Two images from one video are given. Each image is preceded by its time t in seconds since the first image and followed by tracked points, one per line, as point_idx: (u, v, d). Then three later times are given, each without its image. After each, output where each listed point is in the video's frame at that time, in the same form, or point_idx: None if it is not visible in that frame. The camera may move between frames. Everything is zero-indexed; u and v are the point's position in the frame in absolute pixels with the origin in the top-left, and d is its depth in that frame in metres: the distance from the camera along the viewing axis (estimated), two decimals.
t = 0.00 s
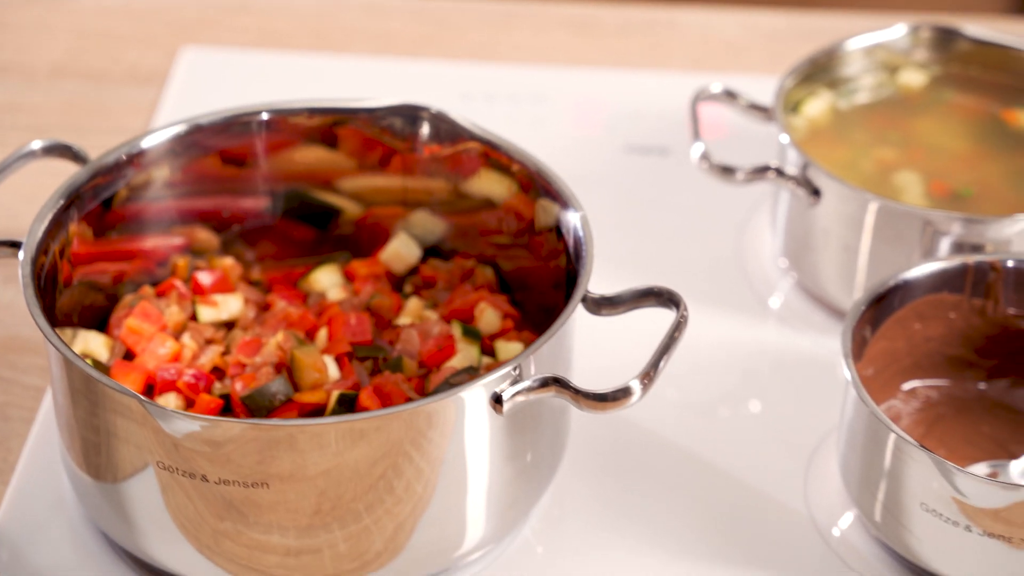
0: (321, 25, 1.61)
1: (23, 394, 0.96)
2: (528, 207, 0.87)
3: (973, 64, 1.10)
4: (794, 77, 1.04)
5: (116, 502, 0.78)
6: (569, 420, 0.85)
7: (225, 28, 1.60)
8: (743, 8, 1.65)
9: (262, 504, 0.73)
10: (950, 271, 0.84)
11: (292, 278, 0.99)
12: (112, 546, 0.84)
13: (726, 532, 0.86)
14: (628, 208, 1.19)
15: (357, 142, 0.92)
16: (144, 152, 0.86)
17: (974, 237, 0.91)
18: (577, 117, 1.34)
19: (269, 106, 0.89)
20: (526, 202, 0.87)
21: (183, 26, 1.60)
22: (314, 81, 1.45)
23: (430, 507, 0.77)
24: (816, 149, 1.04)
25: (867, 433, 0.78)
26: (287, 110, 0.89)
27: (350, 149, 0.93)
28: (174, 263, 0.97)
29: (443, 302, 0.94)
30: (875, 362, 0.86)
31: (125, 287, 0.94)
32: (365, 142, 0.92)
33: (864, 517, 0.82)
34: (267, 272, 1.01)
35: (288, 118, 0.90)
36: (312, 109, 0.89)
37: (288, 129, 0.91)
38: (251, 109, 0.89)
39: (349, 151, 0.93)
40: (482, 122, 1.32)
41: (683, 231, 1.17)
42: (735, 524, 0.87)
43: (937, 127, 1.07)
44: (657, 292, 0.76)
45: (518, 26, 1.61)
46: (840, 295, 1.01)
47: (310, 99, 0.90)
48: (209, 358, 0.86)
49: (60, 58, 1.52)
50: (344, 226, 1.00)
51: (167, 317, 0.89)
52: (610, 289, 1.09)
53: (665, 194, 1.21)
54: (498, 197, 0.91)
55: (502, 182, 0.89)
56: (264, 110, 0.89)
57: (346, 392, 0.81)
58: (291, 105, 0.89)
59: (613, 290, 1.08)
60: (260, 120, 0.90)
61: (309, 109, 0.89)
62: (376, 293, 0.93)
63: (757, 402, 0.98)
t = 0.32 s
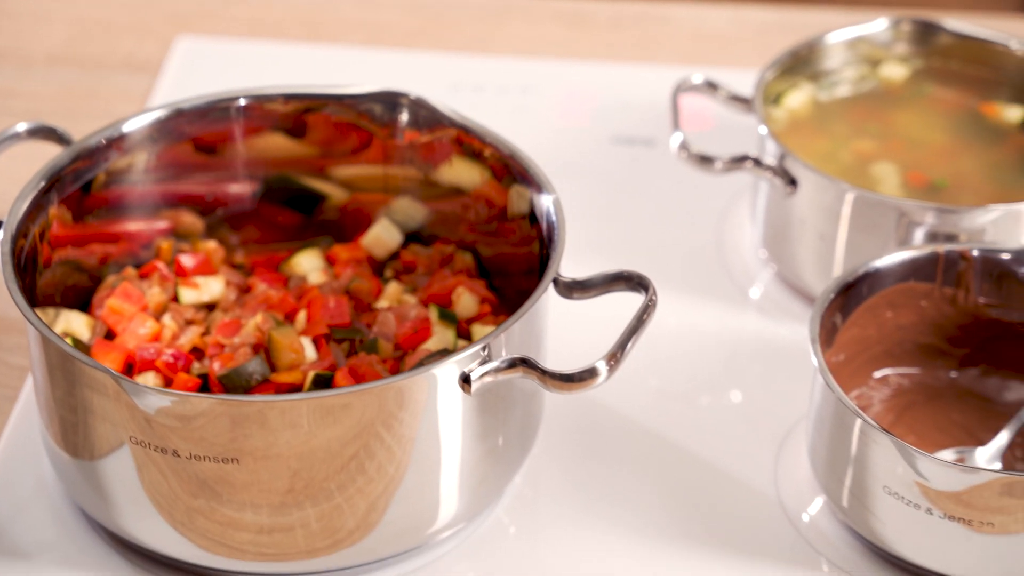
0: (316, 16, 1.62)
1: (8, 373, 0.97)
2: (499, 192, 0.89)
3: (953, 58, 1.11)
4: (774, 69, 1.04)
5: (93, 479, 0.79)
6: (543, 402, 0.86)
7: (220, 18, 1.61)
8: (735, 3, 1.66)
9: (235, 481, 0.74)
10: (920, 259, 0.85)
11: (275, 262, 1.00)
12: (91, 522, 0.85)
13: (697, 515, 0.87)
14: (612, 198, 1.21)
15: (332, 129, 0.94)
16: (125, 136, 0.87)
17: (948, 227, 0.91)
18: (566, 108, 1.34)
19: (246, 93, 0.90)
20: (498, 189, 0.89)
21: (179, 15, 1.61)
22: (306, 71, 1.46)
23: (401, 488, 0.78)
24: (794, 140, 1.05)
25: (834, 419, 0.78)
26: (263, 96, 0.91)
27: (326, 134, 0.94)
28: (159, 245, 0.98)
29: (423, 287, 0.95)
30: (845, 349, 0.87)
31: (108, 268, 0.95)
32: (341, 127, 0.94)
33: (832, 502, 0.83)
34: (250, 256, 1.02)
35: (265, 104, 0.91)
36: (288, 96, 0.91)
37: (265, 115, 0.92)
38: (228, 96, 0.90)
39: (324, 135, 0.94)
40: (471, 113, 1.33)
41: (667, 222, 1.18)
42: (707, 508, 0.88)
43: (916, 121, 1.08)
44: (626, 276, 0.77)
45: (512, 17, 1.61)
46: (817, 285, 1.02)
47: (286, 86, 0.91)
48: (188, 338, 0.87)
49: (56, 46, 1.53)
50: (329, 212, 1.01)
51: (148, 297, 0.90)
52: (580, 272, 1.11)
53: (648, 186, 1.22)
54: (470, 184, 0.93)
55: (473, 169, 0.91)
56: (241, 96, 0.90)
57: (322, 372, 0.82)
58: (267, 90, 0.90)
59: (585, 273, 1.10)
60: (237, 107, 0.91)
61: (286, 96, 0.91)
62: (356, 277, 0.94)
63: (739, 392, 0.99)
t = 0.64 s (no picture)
0: (310, 9, 1.62)
1: None
2: (473, 181, 0.91)
3: (935, 53, 1.12)
4: (754, 64, 1.06)
5: (70, 458, 0.80)
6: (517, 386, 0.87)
7: (216, 11, 1.62)
8: None
9: (208, 461, 0.76)
10: (890, 250, 0.86)
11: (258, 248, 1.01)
12: (69, 500, 0.86)
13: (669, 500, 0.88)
14: (596, 190, 1.21)
15: (302, 118, 0.95)
16: (106, 122, 0.88)
17: (922, 218, 0.93)
18: (554, 101, 1.35)
19: (223, 80, 0.91)
20: (471, 179, 0.91)
21: (175, 8, 1.62)
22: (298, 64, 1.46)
23: (374, 472, 0.79)
24: (773, 132, 1.06)
25: (801, 407, 0.79)
26: (240, 84, 0.92)
27: (296, 122, 0.96)
28: (143, 230, 0.99)
29: (402, 273, 0.96)
30: (817, 338, 0.88)
31: (92, 252, 0.96)
32: (309, 115, 0.95)
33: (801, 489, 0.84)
34: (234, 242, 1.03)
35: (241, 91, 0.93)
36: (264, 83, 0.92)
37: (241, 102, 0.93)
38: (206, 83, 0.91)
39: (296, 124, 0.96)
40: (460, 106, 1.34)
41: (651, 214, 1.18)
42: (680, 493, 0.89)
43: (896, 116, 1.09)
44: (596, 262, 0.78)
45: (504, 12, 1.62)
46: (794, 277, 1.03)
47: (262, 74, 0.92)
48: (168, 321, 0.88)
49: (52, 36, 1.55)
50: (313, 200, 1.02)
51: (129, 280, 0.91)
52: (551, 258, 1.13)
53: (633, 179, 1.23)
54: (440, 173, 0.95)
55: (445, 158, 0.93)
56: (219, 84, 0.92)
57: (298, 355, 0.84)
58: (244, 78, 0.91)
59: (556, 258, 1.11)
60: (215, 94, 0.92)
61: (262, 83, 0.92)
62: (336, 262, 0.96)
63: (721, 384, 0.99)
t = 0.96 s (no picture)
0: (303, 4, 1.63)
1: None
2: (446, 172, 0.93)
3: (915, 51, 1.13)
4: (734, 60, 1.07)
5: (48, 440, 0.81)
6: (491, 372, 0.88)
7: (210, 6, 1.62)
8: None
9: (183, 446, 0.77)
10: (862, 243, 0.87)
11: (241, 237, 1.02)
12: (48, 482, 0.87)
13: (644, 488, 0.89)
14: (580, 184, 1.22)
15: (274, 110, 0.97)
16: (88, 110, 0.89)
17: (896, 213, 0.94)
18: (541, 97, 1.36)
19: (202, 71, 0.93)
20: (444, 170, 0.93)
21: (169, 3, 1.63)
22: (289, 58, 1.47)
23: (348, 458, 0.80)
24: (752, 128, 1.07)
25: (770, 396, 0.80)
26: (218, 74, 0.93)
27: (267, 112, 0.97)
28: (127, 218, 1.00)
29: (382, 263, 0.97)
30: (788, 329, 0.89)
31: (76, 239, 0.98)
32: (281, 107, 0.96)
33: (770, 479, 0.84)
34: (217, 231, 1.04)
35: (219, 82, 0.94)
36: (241, 74, 0.93)
37: (219, 92, 0.95)
38: (185, 73, 0.93)
39: (265, 116, 0.97)
40: (449, 102, 1.35)
41: (633, 208, 1.19)
42: (655, 481, 0.90)
43: (876, 112, 1.10)
44: (568, 252, 0.79)
45: (495, 8, 1.62)
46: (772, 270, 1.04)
47: (240, 64, 0.94)
48: (148, 306, 0.90)
49: (47, 30, 1.55)
50: (299, 190, 1.04)
51: (111, 266, 0.93)
52: (525, 246, 1.13)
53: (617, 174, 1.24)
54: (413, 165, 0.97)
55: (419, 150, 0.95)
56: (199, 74, 0.93)
57: (274, 341, 0.85)
58: (222, 69, 0.93)
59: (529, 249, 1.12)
60: (195, 85, 0.94)
61: (238, 74, 0.93)
62: (316, 251, 0.97)
63: (702, 377, 1.00)
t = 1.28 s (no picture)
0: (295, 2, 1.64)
1: None
2: (423, 168, 0.94)
3: (895, 52, 1.14)
4: (715, 59, 1.08)
5: (27, 427, 0.82)
6: (465, 360, 0.89)
7: (204, 3, 1.64)
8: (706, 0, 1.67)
9: (160, 433, 0.78)
10: (835, 239, 0.88)
11: (224, 228, 1.03)
12: (29, 468, 0.89)
13: (619, 478, 0.90)
14: (564, 181, 1.23)
15: (247, 103, 0.98)
16: (71, 103, 0.90)
17: (870, 210, 0.95)
18: (528, 95, 1.37)
19: (182, 64, 0.94)
20: (421, 166, 0.95)
21: None
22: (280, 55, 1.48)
23: (323, 447, 0.81)
24: (732, 126, 1.08)
25: (740, 388, 0.81)
26: (198, 68, 0.94)
27: (241, 105, 0.98)
28: (112, 209, 1.02)
29: (362, 255, 0.98)
30: (761, 324, 0.90)
31: (61, 230, 0.99)
32: (256, 101, 0.98)
33: (740, 472, 0.85)
34: (202, 223, 1.05)
35: (198, 76, 0.95)
36: (220, 68, 0.94)
37: (200, 87, 0.96)
38: (166, 67, 0.94)
39: (238, 111, 0.98)
40: (437, 99, 1.36)
41: (616, 206, 1.20)
42: (630, 472, 0.91)
43: (856, 111, 1.11)
44: (541, 244, 0.80)
45: (486, 8, 1.63)
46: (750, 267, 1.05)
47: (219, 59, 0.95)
48: (130, 296, 0.91)
49: (41, 26, 1.56)
50: (283, 184, 1.05)
51: (94, 256, 0.94)
52: (502, 240, 1.14)
53: (601, 172, 1.25)
54: (389, 161, 0.98)
55: (394, 146, 0.97)
56: (179, 68, 0.94)
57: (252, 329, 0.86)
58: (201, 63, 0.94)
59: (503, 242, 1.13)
60: (175, 78, 0.95)
61: (217, 68, 0.95)
62: (297, 243, 0.98)
63: (682, 374, 1.00)
